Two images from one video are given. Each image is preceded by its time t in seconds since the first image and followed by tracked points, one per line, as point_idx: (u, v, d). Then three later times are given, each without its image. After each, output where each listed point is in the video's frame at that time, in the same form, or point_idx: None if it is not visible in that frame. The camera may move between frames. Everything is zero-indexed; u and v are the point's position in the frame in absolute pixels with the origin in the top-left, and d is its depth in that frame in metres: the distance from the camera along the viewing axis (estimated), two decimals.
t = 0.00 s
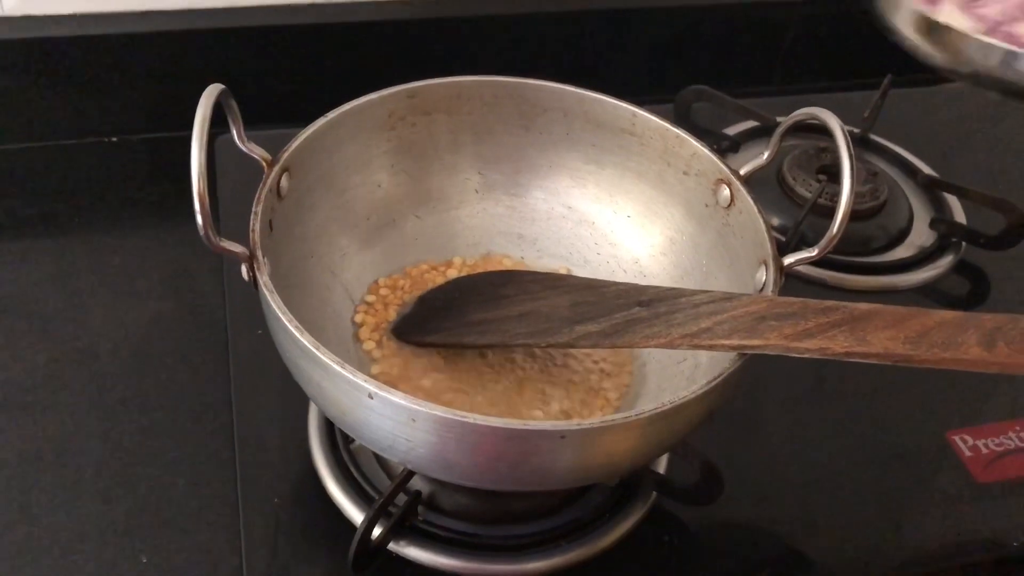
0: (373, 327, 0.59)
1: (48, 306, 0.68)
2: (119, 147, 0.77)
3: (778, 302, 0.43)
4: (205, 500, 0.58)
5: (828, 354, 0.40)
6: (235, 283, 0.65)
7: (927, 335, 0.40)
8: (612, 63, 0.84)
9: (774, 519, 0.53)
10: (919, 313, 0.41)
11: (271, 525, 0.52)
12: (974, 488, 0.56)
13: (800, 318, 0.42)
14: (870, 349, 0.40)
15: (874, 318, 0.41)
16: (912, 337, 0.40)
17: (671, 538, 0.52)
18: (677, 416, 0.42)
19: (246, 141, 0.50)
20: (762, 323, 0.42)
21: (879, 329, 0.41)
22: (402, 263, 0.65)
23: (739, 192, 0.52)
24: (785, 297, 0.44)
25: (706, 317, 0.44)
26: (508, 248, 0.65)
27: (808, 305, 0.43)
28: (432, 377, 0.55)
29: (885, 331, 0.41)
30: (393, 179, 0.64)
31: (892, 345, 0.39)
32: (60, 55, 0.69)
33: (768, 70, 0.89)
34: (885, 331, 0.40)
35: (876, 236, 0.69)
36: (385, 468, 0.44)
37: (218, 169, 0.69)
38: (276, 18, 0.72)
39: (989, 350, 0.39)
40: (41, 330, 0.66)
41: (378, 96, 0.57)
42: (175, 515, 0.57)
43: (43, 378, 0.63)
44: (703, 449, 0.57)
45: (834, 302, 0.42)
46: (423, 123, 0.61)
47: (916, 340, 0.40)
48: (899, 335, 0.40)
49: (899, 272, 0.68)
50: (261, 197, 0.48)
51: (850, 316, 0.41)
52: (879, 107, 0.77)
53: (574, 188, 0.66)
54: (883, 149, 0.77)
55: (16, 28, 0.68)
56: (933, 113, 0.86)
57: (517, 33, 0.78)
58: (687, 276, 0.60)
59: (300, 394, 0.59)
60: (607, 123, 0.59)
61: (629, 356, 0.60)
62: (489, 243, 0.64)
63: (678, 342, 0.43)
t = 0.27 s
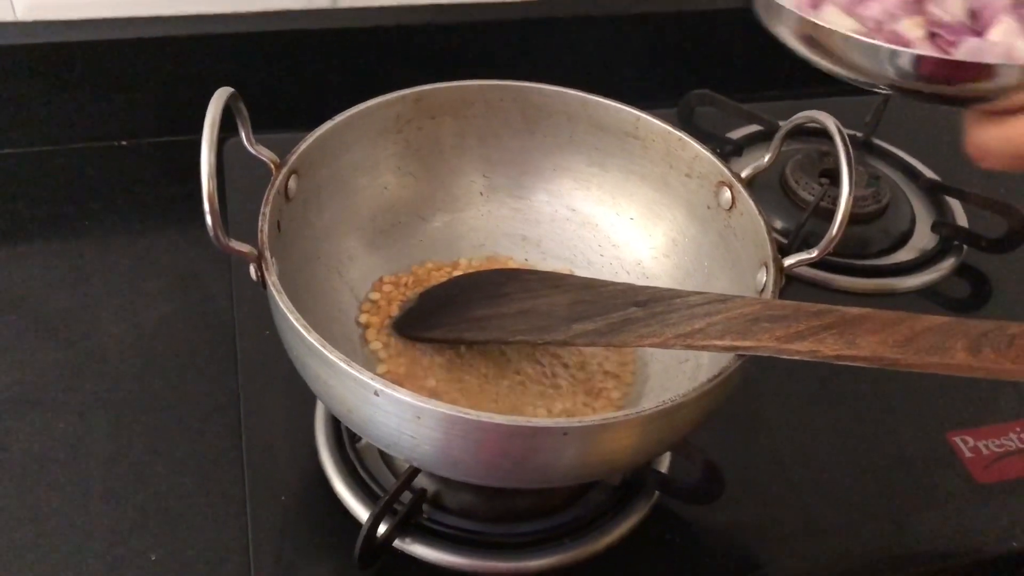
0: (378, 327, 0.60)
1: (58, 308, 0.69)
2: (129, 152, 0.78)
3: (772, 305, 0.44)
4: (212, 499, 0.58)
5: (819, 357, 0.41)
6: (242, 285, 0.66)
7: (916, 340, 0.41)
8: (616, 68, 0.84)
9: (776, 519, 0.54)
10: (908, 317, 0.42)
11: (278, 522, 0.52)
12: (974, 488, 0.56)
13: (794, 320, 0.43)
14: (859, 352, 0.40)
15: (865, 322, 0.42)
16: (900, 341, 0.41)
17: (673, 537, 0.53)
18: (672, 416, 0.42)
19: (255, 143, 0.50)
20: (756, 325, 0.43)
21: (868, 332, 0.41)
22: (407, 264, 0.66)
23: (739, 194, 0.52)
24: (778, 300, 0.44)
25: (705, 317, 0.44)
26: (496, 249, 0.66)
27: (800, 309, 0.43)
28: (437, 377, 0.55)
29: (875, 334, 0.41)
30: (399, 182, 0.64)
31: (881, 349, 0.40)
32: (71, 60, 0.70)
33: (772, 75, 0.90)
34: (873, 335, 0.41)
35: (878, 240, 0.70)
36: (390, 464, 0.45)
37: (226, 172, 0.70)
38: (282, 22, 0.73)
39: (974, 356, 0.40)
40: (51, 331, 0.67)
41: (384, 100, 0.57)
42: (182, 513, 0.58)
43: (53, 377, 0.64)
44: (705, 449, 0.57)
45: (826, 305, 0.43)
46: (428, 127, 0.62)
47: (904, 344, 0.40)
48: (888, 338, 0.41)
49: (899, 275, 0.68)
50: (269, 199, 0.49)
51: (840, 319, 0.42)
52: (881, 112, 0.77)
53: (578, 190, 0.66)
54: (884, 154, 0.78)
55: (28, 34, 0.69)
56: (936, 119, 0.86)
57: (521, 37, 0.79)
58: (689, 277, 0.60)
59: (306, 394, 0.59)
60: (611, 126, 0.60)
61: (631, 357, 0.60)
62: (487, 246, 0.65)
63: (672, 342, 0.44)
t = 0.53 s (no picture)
0: (385, 330, 0.60)
1: (67, 310, 0.69)
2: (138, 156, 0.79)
3: (776, 308, 0.44)
4: (220, 499, 0.59)
5: (823, 359, 0.42)
6: (251, 288, 0.66)
7: (919, 342, 0.41)
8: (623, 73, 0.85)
9: (780, 521, 0.54)
10: (912, 320, 0.42)
11: (285, 523, 0.53)
12: (978, 492, 0.57)
13: (798, 323, 0.43)
14: (863, 355, 0.41)
15: (867, 325, 0.42)
16: (901, 343, 0.41)
17: (678, 539, 0.53)
18: (676, 418, 0.43)
19: (264, 147, 0.51)
20: (760, 328, 0.43)
21: (870, 335, 0.42)
22: (414, 268, 0.66)
23: (744, 199, 0.53)
24: (781, 304, 0.45)
25: (710, 319, 0.45)
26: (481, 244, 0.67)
27: (804, 312, 0.44)
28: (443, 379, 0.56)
29: (879, 337, 0.42)
30: (406, 186, 0.65)
31: (885, 352, 0.40)
32: (81, 65, 0.71)
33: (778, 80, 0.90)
34: (875, 337, 0.41)
35: (882, 244, 0.70)
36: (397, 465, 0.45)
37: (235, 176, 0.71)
38: (290, 29, 0.74)
39: (975, 357, 0.40)
40: (60, 333, 0.68)
41: (391, 105, 0.58)
42: (190, 513, 0.58)
43: (63, 379, 0.65)
44: (709, 452, 0.57)
45: (829, 308, 0.43)
46: (435, 131, 0.62)
47: (908, 347, 0.41)
48: (892, 340, 0.41)
49: (902, 280, 0.69)
50: (278, 202, 0.50)
51: (844, 322, 0.42)
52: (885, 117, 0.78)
53: (584, 194, 0.67)
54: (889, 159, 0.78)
55: (40, 40, 0.70)
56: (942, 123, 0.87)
57: (527, 43, 0.80)
58: (694, 281, 0.61)
59: (314, 396, 0.60)
60: (616, 131, 0.61)
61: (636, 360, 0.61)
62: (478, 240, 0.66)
63: (677, 345, 0.44)
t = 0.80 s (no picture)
0: (390, 336, 0.60)
1: (71, 315, 0.69)
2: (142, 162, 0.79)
3: (780, 314, 0.44)
4: (223, 504, 0.59)
5: (827, 365, 0.42)
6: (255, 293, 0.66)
7: (924, 349, 0.41)
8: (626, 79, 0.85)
9: (784, 528, 0.54)
10: (916, 327, 0.42)
11: (289, 529, 0.53)
12: (982, 499, 0.57)
13: (801, 329, 0.43)
14: (867, 361, 0.41)
15: (872, 331, 0.42)
16: (906, 350, 0.41)
17: (681, 545, 0.53)
18: (680, 424, 0.43)
19: (269, 154, 0.51)
20: (764, 334, 0.43)
21: (875, 341, 0.42)
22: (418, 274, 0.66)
23: (748, 205, 0.53)
24: (785, 310, 0.45)
25: (713, 325, 0.45)
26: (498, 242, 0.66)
27: (807, 318, 0.44)
28: (447, 385, 0.56)
29: (883, 343, 0.42)
30: (410, 192, 0.65)
31: (889, 359, 0.40)
32: (85, 72, 0.72)
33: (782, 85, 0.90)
34: (880, 344, 0.41)
35: (885, 251, 0.70)
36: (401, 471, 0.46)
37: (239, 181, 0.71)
38: (292, 35, 0.74)
39: (981, 364, 0.40)
40: (63, 338, 0.68)
41: (395, 111, 0.58)
42: (193, 518, 0.58)
43: (66, 384, 0.65)
44: (713, 457, 0.57)
45: (833, 314, 0.43)
46: (439, 137, 0.63)
47: (912, 353, 0.41)
48: (896, 347, 0.41)
49: (907, 286, 0.68)
50: (283, 208, 0.50)
51: (848, 328, 0.42)
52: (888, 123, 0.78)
53: (588, 201, 0.67)
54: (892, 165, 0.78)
55: (45, 47, 0.70)
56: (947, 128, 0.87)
57: (530, 48, 0.80)
58: (699, 287, 0.61)
59: (317, 401, 0.60)
60: (620, 137, 0.61)
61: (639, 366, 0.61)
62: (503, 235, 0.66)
63: (681, 351, 0.45)
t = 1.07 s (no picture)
0: (393, 345, 0.61)
1: (72, 324, 0.69)
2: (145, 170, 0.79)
3: (782, 324, 0.44)
4: (225, 513, 0.59)
5: (830, 376, 0.42)
6: (258, 303, 0.66)
7: (927, 360, 0.41)
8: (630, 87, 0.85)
9: (786, 538, 0.54)
10: (919, 338, 0.42)
11: (291, 539, 0.53)
12: (985, 510, 0.57)
13: (804, 339, 0.43)
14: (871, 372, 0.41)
15: (875, 342, 0.42)
16: (909, 361, 0.41)
17: (684, 555, 0.53)
18: (684, 435, 0.43)
19: (273, 163, 0.52)
20: (767, 344, 0.44)
21: (878, 352, 0.42)
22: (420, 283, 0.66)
23: (751, 216, 0.54)
24: (788, 320, 0.45)
25: (716, 335, 0.45)
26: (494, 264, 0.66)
27: (810, 328, 0.44)
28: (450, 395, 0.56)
29: (887, 354, 0.42)
30: (413, 201, 0.65)
31: (893, 370, 0.41)
32: (89, 80, 0.72)
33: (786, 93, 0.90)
34: (883, 355, 0.41)
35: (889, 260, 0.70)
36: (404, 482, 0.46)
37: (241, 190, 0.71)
38: (294, 45, 0.74)
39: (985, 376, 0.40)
40: (65, 348, 0.68)
41: (398, 121, 0.59)
42: (195, 527, 0.58)
43: (68, 393, 0.65)
44: (716, 468, 0.57)
45: (836, 325, 0.43)
46: (442, 147, 0.63)
47: (916, 364, 0.41)
48: (899, 357, 0.41)
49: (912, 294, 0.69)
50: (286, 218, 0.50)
51: (852, 338, 0.43)
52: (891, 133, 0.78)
53: (591, 210, 0.67)
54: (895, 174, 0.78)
55: (49, 56, 0.70)
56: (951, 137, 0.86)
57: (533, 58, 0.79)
58: (701, 297, 0.61)
59: (320, 410, 0.60)
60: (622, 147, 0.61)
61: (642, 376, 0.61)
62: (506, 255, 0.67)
63: (684, 361, 0.45)
